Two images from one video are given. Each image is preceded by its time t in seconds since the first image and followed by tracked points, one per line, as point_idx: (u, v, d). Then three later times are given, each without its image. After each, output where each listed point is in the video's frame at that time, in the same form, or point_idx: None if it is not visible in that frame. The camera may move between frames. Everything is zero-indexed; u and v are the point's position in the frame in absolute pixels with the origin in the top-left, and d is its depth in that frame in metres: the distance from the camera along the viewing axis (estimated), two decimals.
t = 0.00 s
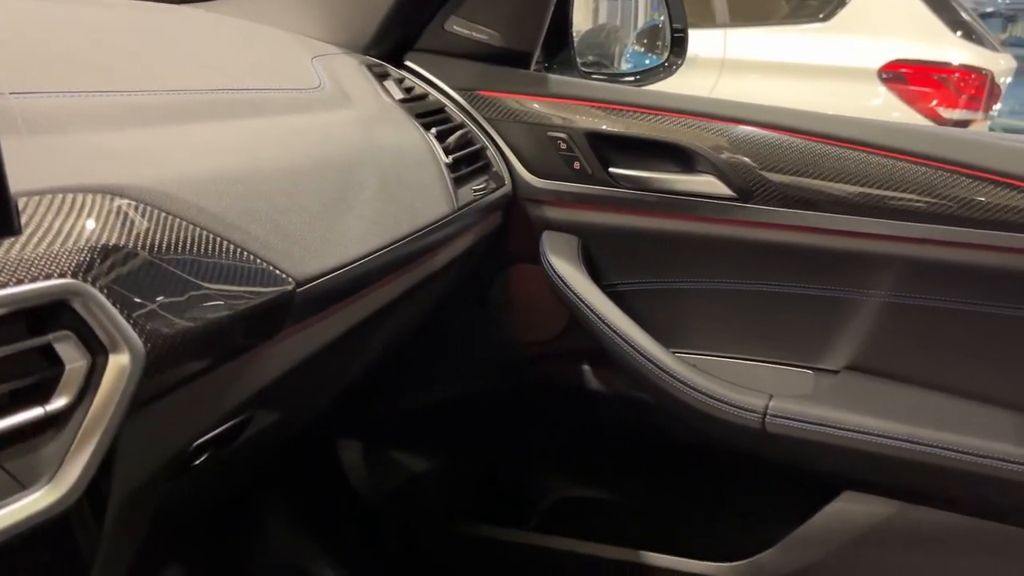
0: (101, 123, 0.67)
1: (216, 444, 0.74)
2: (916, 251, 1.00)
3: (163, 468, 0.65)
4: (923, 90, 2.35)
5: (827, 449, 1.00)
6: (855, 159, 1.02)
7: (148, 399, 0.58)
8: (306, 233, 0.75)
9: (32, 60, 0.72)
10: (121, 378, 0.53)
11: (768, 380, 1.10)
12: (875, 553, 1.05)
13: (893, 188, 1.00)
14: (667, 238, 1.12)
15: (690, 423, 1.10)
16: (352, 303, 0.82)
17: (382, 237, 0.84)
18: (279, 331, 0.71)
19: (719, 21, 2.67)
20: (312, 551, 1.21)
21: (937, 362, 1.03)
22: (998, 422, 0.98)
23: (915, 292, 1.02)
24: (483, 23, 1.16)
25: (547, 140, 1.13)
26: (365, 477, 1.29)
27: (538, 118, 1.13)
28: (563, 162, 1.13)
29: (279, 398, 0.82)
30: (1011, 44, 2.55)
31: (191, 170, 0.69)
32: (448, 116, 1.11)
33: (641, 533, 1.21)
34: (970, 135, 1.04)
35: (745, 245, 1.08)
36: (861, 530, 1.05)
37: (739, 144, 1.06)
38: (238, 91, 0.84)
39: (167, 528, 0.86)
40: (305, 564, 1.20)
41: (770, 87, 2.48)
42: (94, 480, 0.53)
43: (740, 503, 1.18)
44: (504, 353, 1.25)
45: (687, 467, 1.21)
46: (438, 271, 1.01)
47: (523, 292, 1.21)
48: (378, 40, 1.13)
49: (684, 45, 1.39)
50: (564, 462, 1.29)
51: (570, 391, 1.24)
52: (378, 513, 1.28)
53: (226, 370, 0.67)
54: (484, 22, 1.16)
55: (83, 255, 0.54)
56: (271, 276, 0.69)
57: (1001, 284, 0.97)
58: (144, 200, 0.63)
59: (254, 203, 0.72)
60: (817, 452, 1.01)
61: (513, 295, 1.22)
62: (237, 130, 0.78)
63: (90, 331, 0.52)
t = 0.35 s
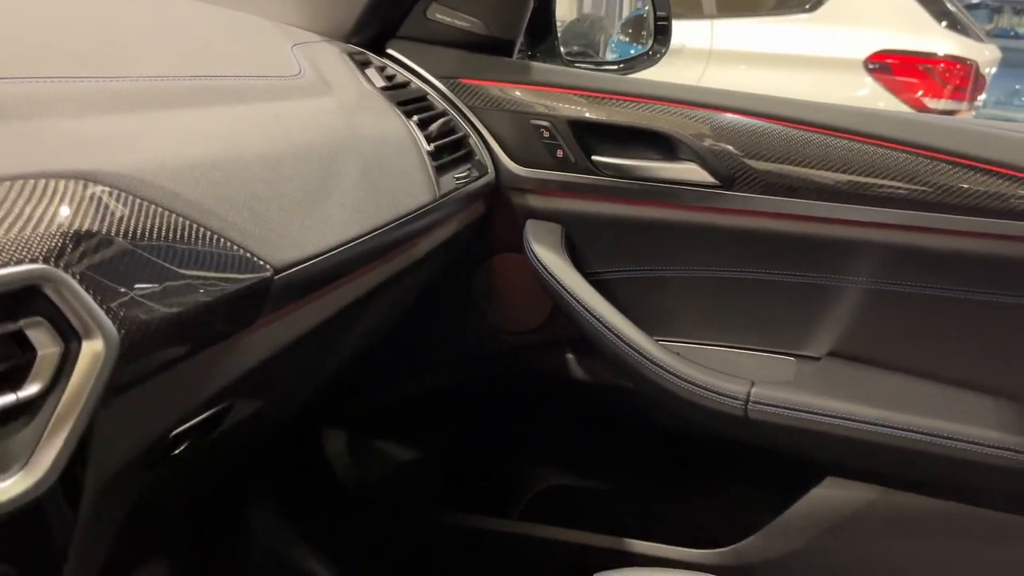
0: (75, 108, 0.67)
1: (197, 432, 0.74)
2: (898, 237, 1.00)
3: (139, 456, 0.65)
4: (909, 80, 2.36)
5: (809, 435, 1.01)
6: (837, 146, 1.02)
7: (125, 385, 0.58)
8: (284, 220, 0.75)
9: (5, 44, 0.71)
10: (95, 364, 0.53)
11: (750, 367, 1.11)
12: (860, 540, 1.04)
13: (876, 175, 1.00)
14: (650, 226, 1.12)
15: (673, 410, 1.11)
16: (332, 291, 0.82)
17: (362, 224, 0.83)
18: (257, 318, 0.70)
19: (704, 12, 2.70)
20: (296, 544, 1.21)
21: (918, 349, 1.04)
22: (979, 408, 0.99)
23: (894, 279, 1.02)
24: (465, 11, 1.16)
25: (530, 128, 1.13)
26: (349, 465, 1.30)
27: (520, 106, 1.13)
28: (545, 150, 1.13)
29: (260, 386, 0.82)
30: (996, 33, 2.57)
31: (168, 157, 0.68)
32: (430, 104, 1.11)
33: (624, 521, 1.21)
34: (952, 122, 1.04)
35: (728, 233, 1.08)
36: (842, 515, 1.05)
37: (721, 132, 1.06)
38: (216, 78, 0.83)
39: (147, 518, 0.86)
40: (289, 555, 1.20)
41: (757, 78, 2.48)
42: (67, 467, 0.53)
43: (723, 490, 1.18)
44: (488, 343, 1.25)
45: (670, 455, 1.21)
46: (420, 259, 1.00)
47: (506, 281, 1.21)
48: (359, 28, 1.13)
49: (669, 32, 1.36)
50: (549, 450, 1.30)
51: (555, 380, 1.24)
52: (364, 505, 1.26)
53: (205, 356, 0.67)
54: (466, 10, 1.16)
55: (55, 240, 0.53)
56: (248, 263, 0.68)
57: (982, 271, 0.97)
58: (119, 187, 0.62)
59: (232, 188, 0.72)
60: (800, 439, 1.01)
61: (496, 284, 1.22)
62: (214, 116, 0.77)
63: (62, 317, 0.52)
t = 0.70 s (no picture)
0: (53, 95, 0.66)
1: (181, 422, 0.74)
2: (883, 225, 1.00)
3: (119, 445, 0.64)
4: (899, 72, 2.37)
5: (795, 423, 1.01)
6: (822, 135, 1.02)
7: (103, 373, 0.57)
8: (266, 208, 0.74)
9: None
10: (71, 352, 0.52)
11: (736, 357, 1.11)
12: (847, 526, 1.04)
13: (862, 163, 1.00)
14: (636, 216, 1.12)
15: (660, 399, 1.11)
16: (315, 280, 0.81)
17: (345, 213, 0.83)
18: (239, 306, 0.70)
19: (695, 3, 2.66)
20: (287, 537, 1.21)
21: (903, 338, 1.04)
22: (964, 396, 0.99)
23: (880, 268, 1.03)
24: None
25: (516, 118, 1.12)
26: (338, 457, 1.30)
27: (506, 95, 1.13)
28: (532, 140, 1.13)
29: (243, 376, 0.81)
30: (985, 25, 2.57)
31: (147, 144, 0.68)
32: (415, 94, 1.10)
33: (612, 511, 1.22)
34: (938, 110, 1.04)
35: (716, 222, 1.08)
36: (831, 504, 1.05)
37: (708, 122, 1.05)
38: (197, 66, 0.83)
39: (132, 509, 0.86)
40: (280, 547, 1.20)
41: (748, 70, 2.47)
42: (45, 455, 0.52)
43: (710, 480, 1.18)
44: (475, 333, 1.24)
45: (657, 444, 1.22)
46: (406, 249, 1.00)
47: (492, 272, 1.21)
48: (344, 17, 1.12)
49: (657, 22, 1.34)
50: (537, 440, 1.30)
51: (542, 370, 1.24)
52: (353, 500, 1.25)
53: (186, 344, 0.66)
54: None
55: (32, 227, 0.53)
56: (229, 252, 0.68)
57: (966, 259, 0.98)
58: (98, 173, 0.62)
59: (213, 175, 0.71)
60: (785, 427, 1.02)
61: (483, 274, 1.22)
62: (195, 105, 0.77)
63: (38, 304, 0.51)
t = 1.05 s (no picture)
0: (42, 85, 0.66)
1: (173, 415, 0.74)
2: (877, 217, 1.00)
3: (110, 437, 0.64)
4: (895, 65, 2.37)
5: (789, 416, 1.01)
6: (816, 127, 1.01)
7: (93, 365, 0.57)
8: (259, 200, 0.74)
9: None
10: (61, 343, 0.52)
11: (730, 349, 1.11)
12: (842, 518, 1.04)
13: (856, 155, 0.99)
14: (630, 209, 1.12)
15: (653, 392, 1.11)
16: (308, 272, 0.81)
17: (337, 205, 0.83)
18: (230, 298, 0.69)
19: None
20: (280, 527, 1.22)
21: (897, 330, 1.04)
22: (960, 388, 0.99)
23: (874, 260, 1.02)
24: None
25: (510, 110, 1.12)
26: (331, 452, 1.27)
27: (500, 87, 1.13)
28: (526, 132, 1.12)
29: (236, 368, 0.81)
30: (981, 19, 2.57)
31: (138, 135, 0.68)
32: (409, 86, 1.10)
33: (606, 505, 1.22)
34: (934, 101, 1.03)
35: (711, 214, 1.08)
36: (824, 497, 1.05)
37: (703, 114, 1.05)
38: (189, 57, 0.83)
39: (124, 502, 0.86)
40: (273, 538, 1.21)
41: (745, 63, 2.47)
42: (33, 448, 0.52)
43: (706, 472, 1.18)
44: (469, 326, 1.24)
45: (652, 437, 1.21)
46: (400, 241, 1.00)
47: (486, 264, 1.21)
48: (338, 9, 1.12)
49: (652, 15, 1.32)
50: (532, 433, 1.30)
51: (536, 363, 1.24)
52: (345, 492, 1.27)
53: (178, 336, 0.66)
54: None
55: (22, 218, 0.52)
56: (220, 244, 0.68)
57: (961, 252, 0.97)
58: (87, 163, 0.62)
59: (205, 166, 0.71)
60: (780, 419, 1.02)
61: (477, 267, 1.22)
62: (186, 96, 0.76)
63: (25, 295, 0.50)
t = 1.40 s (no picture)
0: (37, 80, 0.66)
1: (168, 410, 0.74)
2: (873, 214, 1.00)
3: (104, 431, 0.64)
4: (893, 61, 2.37)
5: (784, 411, 1.01)
6: (813, 123, 1.01)
7: (88, 360, 0.57)
8: (254, 195, 0.74)
9: None
10: (55, 338, 0.52)
11: (726, 344, 1.11)
12: (837, 513, 1.04)
13: (852, 151, 0.99)
14: (627, 204, 1.12)
15: (649, 387, 1.11)
16: (304, 267, 0.81)
17: (332, 200, 0.83)
18: (224, 293, 0.69)
19: None
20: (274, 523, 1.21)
21: (892, 326, 1.04)
22: (954, 384, 0.99)
23: (870, 256, 1.03)
24: None
25: (507, 105, 1.12)
26: (328, 445, 1.27)
27: (497, 83, 1.12)
28: (523, 128, 1.13)
29: (232, 363, 0.81)
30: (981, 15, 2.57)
31: (132, 130, 0.68)
32: (405, 81, 1.10)
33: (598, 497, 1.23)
34: (931, 98, 1.03)
35: (708, 210, 1.08)
36: (818, 491, 1.05)
37: (700, 111, 1.05)
38: (185, 52, 0.83)
39: (120, 497, 0.86)
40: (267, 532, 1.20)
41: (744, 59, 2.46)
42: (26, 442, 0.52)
43: (701, 468, 1.19)
44: (466, 321, 1.25)
45: (648, 432, 1.22)
46: (396, 236, 1.00)
47: (483, 259, 1.21)
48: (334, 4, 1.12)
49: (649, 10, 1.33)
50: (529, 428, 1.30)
51: (533, 358, 1.24)
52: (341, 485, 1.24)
53: (173, 331, 0.66)
54: None
55: (16, 213, 0.52)
56: (215, 239, 0.68)
57: (956, 248, 0.98)
58: (81, 158, 0.61)
59: (200, 161, 0.71)
60: (775, 415, 1.02)
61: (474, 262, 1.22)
62: (181, 91, 0.76)
63: (19, 291, 0.50)
